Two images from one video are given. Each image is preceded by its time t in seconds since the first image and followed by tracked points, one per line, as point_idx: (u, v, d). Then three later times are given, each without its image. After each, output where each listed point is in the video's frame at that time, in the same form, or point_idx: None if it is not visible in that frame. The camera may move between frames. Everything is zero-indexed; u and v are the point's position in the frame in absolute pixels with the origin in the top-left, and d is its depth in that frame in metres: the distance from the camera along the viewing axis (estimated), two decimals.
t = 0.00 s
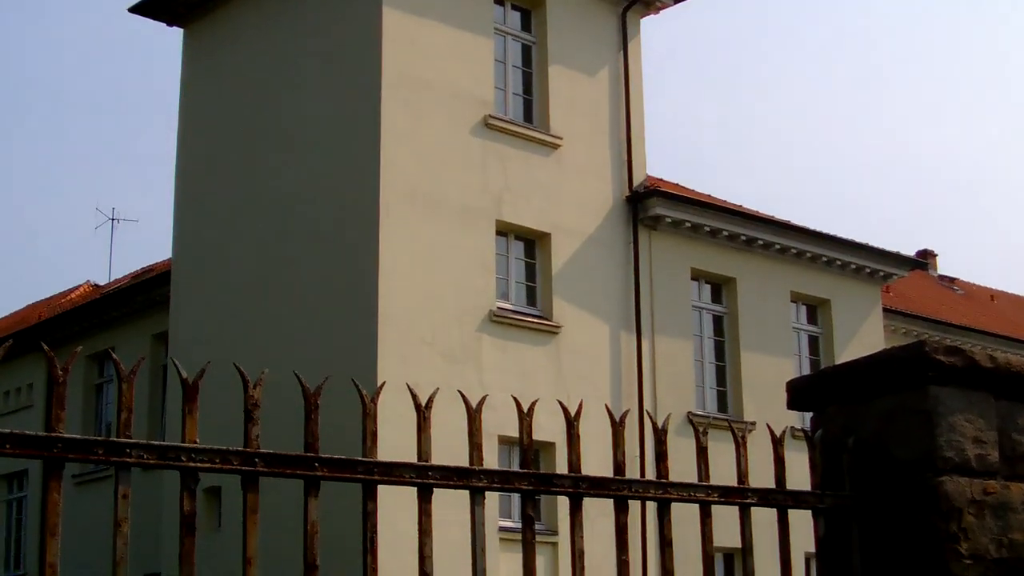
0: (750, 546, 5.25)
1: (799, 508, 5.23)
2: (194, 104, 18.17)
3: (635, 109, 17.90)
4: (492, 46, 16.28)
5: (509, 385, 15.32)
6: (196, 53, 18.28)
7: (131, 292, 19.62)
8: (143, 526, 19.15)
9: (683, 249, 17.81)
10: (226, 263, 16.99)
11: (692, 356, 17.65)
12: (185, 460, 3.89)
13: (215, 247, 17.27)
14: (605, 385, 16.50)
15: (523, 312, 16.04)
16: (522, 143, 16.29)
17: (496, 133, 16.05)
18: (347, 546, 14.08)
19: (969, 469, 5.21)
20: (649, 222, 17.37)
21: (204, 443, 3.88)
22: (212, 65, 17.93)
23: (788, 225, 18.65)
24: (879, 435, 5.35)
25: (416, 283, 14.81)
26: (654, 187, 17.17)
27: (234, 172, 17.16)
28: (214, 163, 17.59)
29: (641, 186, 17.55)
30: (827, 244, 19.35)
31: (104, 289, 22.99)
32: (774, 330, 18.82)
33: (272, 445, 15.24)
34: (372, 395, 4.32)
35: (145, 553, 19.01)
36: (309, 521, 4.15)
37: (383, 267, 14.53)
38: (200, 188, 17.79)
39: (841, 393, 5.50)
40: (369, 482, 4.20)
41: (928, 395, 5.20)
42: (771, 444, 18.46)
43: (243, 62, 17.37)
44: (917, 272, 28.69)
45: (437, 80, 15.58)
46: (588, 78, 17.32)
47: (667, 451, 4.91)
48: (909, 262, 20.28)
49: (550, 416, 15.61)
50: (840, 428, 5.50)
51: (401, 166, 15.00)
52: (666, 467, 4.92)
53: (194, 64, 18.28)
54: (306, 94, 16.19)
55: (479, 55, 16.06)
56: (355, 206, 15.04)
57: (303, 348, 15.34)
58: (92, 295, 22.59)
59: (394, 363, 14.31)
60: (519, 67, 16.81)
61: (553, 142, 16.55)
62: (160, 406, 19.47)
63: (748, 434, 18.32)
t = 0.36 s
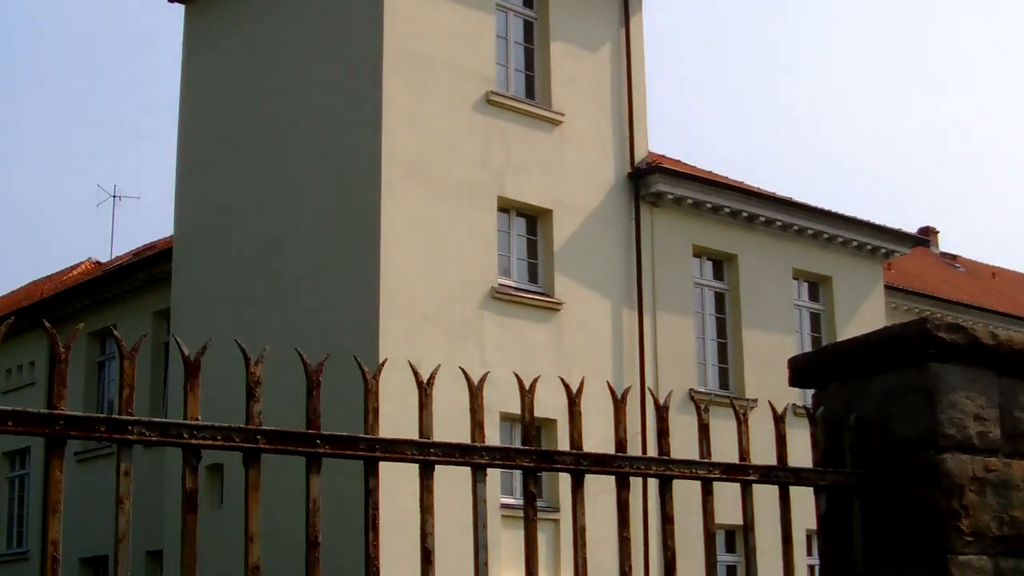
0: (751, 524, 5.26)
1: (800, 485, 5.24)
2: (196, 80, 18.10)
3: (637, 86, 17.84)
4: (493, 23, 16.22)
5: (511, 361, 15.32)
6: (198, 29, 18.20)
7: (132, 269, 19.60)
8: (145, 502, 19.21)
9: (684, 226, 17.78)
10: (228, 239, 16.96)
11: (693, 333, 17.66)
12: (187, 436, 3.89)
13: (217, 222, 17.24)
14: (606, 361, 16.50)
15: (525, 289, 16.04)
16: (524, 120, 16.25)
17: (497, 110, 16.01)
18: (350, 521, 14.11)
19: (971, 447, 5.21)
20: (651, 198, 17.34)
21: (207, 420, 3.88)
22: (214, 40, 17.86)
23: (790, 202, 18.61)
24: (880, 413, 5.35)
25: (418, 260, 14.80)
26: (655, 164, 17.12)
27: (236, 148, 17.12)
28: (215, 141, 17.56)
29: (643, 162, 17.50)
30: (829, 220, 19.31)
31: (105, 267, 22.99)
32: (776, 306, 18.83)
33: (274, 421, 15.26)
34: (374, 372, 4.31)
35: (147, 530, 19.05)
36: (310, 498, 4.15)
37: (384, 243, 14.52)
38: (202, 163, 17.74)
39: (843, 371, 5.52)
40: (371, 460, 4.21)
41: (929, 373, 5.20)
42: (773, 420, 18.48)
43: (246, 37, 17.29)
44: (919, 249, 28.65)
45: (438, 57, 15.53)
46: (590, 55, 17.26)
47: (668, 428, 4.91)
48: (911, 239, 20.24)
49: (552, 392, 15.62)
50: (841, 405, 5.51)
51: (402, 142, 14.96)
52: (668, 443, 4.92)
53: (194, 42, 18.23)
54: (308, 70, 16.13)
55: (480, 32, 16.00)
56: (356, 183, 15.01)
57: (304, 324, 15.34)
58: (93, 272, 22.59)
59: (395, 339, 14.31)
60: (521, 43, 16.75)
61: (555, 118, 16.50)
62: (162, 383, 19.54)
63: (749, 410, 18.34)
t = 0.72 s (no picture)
0: (754, 496, 5.26)
1: (803, 458, 5.23)
2: (199, 52, 18.05)
3: (641, 58, 17.78)
4: None
5: (514, 334, 15.31)
6: None
7: (136, 242, 19.59)
8: (149, 475, 19.26)
9: (687, 198, 17.75)
10: (231, 211, 16.95)
11: (697, 305, 17.64)
12: (190, 408, 3.89)
13: (219, 195, 17.22)
14: (609, 334, 16.49)
15: (528, 261, 16.02)
16: (527, 91, 16.19)
17: (501, 82, 15.96)
18: (353, 492, 14.12)
19: (974, 419, 5.20)
20: (654, 170, 17.29)
21: (211, 393, 3.87)
22: (217, 11, 17.80)
23: (794, 174, 18.56)
24: (884, 385, 5.35)
25: (421, 232, 14.77)
26: (659, 135, 17.07)
27: (239, 120, 17.08)
28: (217, 114, 17.52)
29: (646, 134, 17.45)
30: (833, 193, 19.27)
31: (108, 240, 22.99)
32: (779, 279, 18.81)
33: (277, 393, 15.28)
34: (377, 343, 4.31)
35: (151, 503, 19.10)
36: (314, 470, 4.15)
37: (387, 215, 14.49)
38: (204, 136, 17.71)
39: (848, 342, 5.52)
40: (374, 432, 4.21)
41: (933, 345, 5.20)
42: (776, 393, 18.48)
43: (249, 8, 17.24)
44: (923, 222, 28.59)
45: (441, 28, 15.47)
46: (593, 27, 17.20)
47: (671, 400, 4.91)
48: (915, 212, 20.19)
49: (555, 365, 15.61)
50: (844, 377, 5.50)
51: (405, 114, 14.92)
52: (671, 415, 4.91)
53: (196, 16, 18.18)
54: (311, 42, 16.07)
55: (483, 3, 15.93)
56: (360, 154, 14.98)
57: (308, 296, 15.34)
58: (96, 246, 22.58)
59: (398, 311, 14.31)
60: (524, 15, 16.68)
61: (558, 91, 16.45)
62: (165, 355, 19.59)
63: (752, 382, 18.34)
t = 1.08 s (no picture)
0: (758, 466, 5.24)
1: (807, 427, 5.23)
2: (202, 21, 18.00)
3: (645, 26, 17.69)
4: None
5: (517, 303, 15.28)
6: None
7: (138, 212, 19.56)
8: (153, 444, 19.30)
9: (690, 167, 17.69)
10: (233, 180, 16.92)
11: (700, 274, 17.62)
12: (193, 377, 3.87)
13: (221, 165, 17.19)
14: (612, 303, 16.47)
15: (531, 230, 15.98)
16: (530, 60, 16.12)
17: (504, 50, 15.88)
18: (356, 461, 14.14)
19: (977, 388, 5.20)
20: (657, 139, 17.22)
21: (214, 362, 3.86)
22: None
23: (798, 142, 18.49)
24: (888, 355, 5.34)
25: (424, 201, 14.73)
26: (662, 104, 17.00)
27: (241, 89, 17.04)
28: (219, 83, 17.47)
29: (649, 103, 17.38)
30: (837, 162, 19.20)
31: (110, 210, 22.96)
32: (782, 248, 18.77)
33: (280, 362, 15.28)
34: (379, 312, 4.29)
35: (154, 472, 19.15)
36: (316, 439, 4.14)
37: (390, 184, 14.45)
38: (207, 105, 17.67)
39: (852, 311, 5.51)
40: (377, 400, 4.20)
41: (937, 314, 5.19)
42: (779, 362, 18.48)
43: None
44: (927, 191, 28.51)
45: None
46: None
47: (675, 369, 4.89)
48: (920, 181, 20.13)
49: (558, 334, 15.59)
50: (848, 346, 5.49)
51: (408, 82, 14.86)
52: (674, 384, 4.90)
53: None
54: (313, 10, 15.99)
55: None
56: (362, 123, 14.92)
57: (310, 266, 15.32)
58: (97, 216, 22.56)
59: (401, 280, 14.29)
60: None
61: (562, 59, 16.38)
62: (168, 325, 19.61)
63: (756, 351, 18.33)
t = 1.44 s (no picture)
0: (759, 447, 5.25)
1: (808, 408, 5.23)
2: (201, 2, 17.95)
3: (645, 7, 17.64)
4: None
5: (518, 285, 15.26)
6: None
7: (138, 194, 19.54)
8: (154, 426, 19.32)
9: (691, 149, 17.66)
10: (234, 163, 16.90)
11: (701, 256, 17.61)
12: (194, 359, 3.87)
13: (222, 147, 17.18)
14: (614, 284, 16.45)
15: (532, 211, 15.97)
16: (531, 42, 16.08)
17: (504, 32, 15.84)
18: (357, 443, 14.15)
19: (978, 370, 5.20)
20: (658, 121, 17.19)
21: (215, 343, 3.86)
22: None
23: (799, 124, 18.45)
24: (889, 337, 5.34)
25: (425, 183, 14.70)
26: (662, 86, 16.96)
27: (241, 71, 17.01)
28: (219, 65, 17.44)
29: (650, 85, 17.34)
30: (839, 144, 19.17)
31: (111, 192, 22.95)
32: (784, 230, 18.75)
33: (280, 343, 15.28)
34: (380, 294, 4.29)
35: (155, 454, 19.17)
36: (317, 421, 4.14)
37: (391, 166, 14.42)
38: (207, 87, 17.65)
39: (853, 294, 5.52)
40: (378, 381, 4.19)
41: (937, 296, 5.20)
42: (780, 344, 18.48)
43: None
44: (928, 174, 28.49)
45: None
46: None
47: (675, 351, 4.88)
48: (921, 163, 20.09)
49: (559, 315, 15.58)
50: (849, 328, 5.49)
51: (408, 63, 14.82)
52: (675, 365, 4.89)
53: None
54: None
55: None
56: (363, 105, 14.90)
57: (311, 247, 15.31)
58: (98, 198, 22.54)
59: (402, 262, 14.27)
60: None
61: (563, 41, 16.34)
62: (169, 307, 19.62)
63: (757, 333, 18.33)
